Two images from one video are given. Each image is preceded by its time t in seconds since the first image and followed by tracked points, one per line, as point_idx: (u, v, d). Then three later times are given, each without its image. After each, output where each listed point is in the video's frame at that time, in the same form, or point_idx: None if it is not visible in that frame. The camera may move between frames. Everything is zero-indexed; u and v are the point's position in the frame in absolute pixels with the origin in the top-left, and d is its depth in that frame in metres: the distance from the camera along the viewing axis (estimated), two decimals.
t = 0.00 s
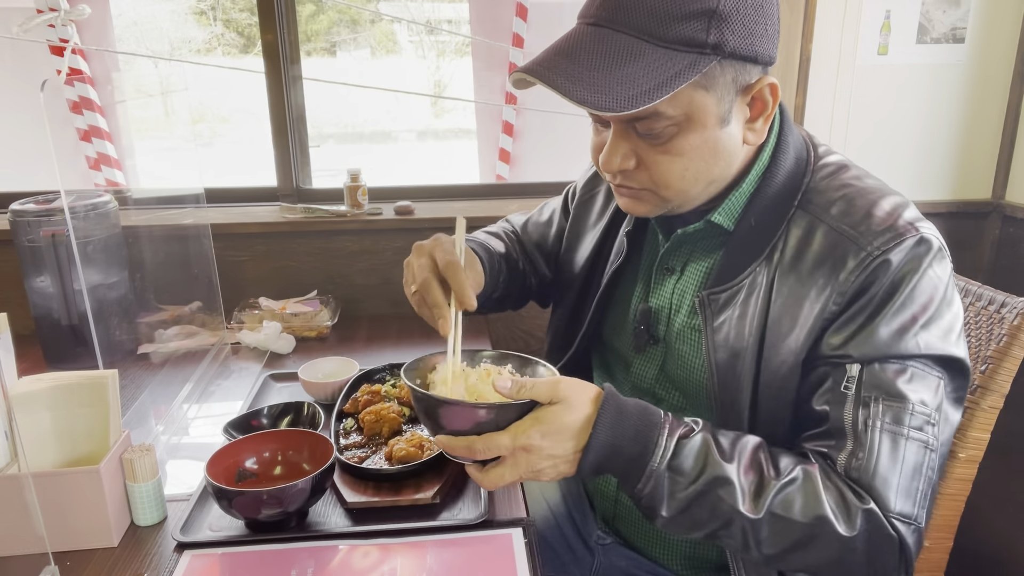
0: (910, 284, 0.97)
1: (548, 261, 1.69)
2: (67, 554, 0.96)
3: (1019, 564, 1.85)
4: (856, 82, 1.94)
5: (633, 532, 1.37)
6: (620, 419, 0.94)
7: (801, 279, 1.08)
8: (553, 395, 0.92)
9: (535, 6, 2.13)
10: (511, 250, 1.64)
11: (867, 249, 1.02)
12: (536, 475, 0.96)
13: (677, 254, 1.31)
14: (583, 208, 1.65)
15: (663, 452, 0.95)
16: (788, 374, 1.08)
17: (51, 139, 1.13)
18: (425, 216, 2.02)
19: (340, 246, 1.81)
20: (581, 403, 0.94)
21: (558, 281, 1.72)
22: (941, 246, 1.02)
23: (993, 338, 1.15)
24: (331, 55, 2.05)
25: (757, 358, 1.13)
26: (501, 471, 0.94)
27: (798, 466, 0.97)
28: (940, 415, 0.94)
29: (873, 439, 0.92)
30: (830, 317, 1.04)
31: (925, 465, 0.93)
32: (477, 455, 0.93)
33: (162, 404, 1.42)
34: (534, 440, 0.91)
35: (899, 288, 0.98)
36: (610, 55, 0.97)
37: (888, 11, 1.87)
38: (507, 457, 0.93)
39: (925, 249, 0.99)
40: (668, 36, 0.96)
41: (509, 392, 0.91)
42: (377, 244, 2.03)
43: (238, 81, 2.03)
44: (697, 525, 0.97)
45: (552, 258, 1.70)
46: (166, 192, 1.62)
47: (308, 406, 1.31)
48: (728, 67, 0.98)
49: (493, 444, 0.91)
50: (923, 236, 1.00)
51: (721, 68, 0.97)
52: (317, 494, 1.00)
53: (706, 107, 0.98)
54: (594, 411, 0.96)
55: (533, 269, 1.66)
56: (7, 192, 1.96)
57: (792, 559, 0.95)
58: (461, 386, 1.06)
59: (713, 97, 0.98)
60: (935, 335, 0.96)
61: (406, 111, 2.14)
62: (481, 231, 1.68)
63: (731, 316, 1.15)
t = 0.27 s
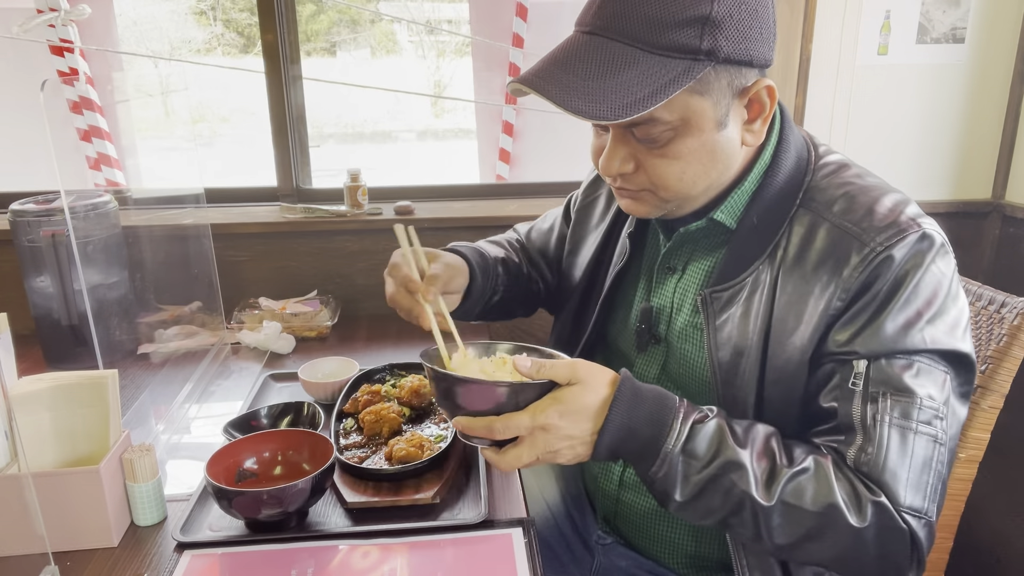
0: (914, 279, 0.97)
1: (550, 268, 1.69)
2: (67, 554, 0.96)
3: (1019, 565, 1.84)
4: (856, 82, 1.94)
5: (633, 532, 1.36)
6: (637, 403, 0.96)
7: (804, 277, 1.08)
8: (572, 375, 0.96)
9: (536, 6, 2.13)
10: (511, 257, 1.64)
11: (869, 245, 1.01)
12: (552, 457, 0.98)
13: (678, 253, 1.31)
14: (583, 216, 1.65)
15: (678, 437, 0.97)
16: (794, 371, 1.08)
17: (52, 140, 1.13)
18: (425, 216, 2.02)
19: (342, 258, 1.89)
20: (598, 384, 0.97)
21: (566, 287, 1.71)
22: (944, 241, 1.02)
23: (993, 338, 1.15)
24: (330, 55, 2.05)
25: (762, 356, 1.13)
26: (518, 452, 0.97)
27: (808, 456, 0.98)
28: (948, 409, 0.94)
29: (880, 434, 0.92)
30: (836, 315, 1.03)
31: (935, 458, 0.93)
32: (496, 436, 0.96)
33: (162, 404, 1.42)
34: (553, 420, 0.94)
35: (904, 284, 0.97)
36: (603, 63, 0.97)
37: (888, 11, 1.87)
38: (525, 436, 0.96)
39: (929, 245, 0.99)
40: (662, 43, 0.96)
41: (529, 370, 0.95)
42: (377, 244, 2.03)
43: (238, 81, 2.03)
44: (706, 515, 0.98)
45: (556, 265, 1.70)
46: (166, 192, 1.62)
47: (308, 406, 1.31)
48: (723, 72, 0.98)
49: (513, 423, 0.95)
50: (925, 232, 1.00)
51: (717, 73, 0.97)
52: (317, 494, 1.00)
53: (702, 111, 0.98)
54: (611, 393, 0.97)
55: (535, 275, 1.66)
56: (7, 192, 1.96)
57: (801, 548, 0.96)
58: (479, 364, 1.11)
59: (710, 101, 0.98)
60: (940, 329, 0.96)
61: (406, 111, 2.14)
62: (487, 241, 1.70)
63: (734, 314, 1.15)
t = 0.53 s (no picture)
0: (892, 277, 0.97)
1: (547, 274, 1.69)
2: (67, 554, 0.96)
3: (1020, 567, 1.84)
4: (856, 82, 1.94)
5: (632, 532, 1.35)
6: (661, 370, 0.99)
7: (786, 282, 1.08)
8: (600, 330, 1.01)
9: (535, 6, 2.13)
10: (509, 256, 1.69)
11: (843, 247, 1.02)
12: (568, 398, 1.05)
13: (656, 266, 1.32)
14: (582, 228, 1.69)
15: (695, 410, 0.99)
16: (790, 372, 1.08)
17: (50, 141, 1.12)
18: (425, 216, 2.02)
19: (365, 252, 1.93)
20: (625, 344, 1.01)
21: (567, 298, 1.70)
22: (918, 235, 1.03)
23: (993, 338, 1.14)
24: (330, 55, 2.05)
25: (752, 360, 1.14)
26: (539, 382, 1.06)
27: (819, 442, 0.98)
28: (944, 400, 0.94)
29: (880, 433, 0.92)
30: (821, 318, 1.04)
31: (941, 450, 0.93)
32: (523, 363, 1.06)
33: (162, 404, 1.42)
34: (571, 366, 1.00)
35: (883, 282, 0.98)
36: (555, 64, 1.00)
37: (887, 11, 1.87)
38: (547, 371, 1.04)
39: (903, 241, 1.00)
40: (615, 50, 0.98)
41: (561, 315, 1.01)
42: (377, 244, 2.03)
43: (238, 81, 2.03)
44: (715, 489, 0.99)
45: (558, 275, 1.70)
46: (166, 192, 1.62)
47: (308, 406, 1.31)
48: (670, 94, 1.00)
49: (535, 357, 1.04)
50: (896, 228, 1.01)
51: (664, 90, 0.99)
52: (317, 494, 1.00)
53: (644, 129, 1.01)
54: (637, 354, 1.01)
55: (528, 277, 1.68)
56: (7, 192, 1.97)
57: (812, 537, 0.95)
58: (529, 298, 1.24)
59: (652, 120, 1.00)
60: (926, 323, 0.96)
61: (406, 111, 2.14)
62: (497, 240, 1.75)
63: (718, 324, 1.16)
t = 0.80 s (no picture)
0: (891, 272, 0.98)
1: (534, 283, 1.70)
2: (67, 554, 0.96)
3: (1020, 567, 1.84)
4: (856, 82, 1.94)
5: (633, 534, 1.34)
6: (649, 385, 0.97)
7: (784, 278, 1.09)
8: (588, 349, 0.97)
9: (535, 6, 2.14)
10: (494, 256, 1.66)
11: (844, 243, 1.03)
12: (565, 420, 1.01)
13: (653, 264, 1.31)
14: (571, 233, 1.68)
15: (691, 418, 0.98)
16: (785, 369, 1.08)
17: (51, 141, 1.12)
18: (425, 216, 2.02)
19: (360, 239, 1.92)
20: (614, 360, 0.98)
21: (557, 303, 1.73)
22: (918, 231, 1.03)
23: (994, 338, 1.14)
24: (330, 55, 2.05)
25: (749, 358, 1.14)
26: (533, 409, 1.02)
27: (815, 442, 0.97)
28: (944, 392, 0.94)
29: (880, 425, 0.91)
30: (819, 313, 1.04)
31: (940, 443, 0.93)
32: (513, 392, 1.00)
33: (162, 404, 1.42)
34: (565, 388, 0.97)
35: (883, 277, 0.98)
36: (544, 70, 0.99)
37: (888, 11, 1.88)
38: (539, 397, 1.00)
39: (902, 237, 1.00)
40: (601, 53, 0.96)
41: (549, 339, 0.96)
42: (377, 244, 2.03)
43: (238, 81, 2.03)
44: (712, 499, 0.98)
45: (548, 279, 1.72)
46: (166, 192, 1.62)
47: (308, 406, 1.31)
48: (662, 87, 0.97)
49: (526, 383, 0.99)
50: (895, 223, 1.01)
51: (656, 87, 0.97)
52: (317, 494, 1.00)
53: (642, 126, 0.98)
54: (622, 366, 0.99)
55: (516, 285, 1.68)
56: (7, 192, 1.97)
57: (815, 537, 0.95)
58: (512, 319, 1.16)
59: (648, 116, 0.98)
60: (926, 316, 0.96)
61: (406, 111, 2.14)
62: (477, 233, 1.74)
63: (716, 321, 1.16)
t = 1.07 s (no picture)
0: (854, 241, 1.00)
1: (517, 310, 1.76)
2: (67, 555, 0.96)
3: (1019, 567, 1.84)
4: (856, 82, 1.94)
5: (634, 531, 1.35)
6: (565, 470, 0.85)
7: (759, 257, 1.11)
8: (488, 483, 0.81)
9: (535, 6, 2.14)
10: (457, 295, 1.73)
11: (812, 218, 1.06)
12: None
13: (645, 258, 1.34)
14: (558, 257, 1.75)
15: (629, 486, 0.86)
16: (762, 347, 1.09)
17: (52, 139, 1.13)
18: (425, 216, 2.02)
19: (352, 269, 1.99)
20: (521, 475, 0.83)
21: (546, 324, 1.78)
22: (885, 208, 1.06)
23: (993, 338, 1.14)
24: (330, 55, 2.05)
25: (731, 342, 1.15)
26: None
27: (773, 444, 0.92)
28: (913, 357, 0.93)
29: (845, 382, 0.90)
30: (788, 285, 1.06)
31: (908, 405, 0.90)
32: None
33: (162, 404, 1.42)
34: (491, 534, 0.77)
35: (848, 244, 1.00)
36: (543, 40, 1.02)
37: (887, 11, 1.88)
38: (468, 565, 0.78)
39: (867, 210, 1.03)
40: (598, 24, 1.01)
41: (442, 510, 0.78)
42: (376, 244, 2.03)
43: (238, 80, 2.03)
44: (691, 559, 0.86)
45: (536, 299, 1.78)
46: (166, 192, 1.63)
47: (308, 406, 1.31)
48: (656, 53, 1.02)
49: (447, 559, 0.77)
50: (861, 198, 1.05)
51: (650, 52, 1.01)
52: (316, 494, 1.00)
53: (641, 91, 1.01)
54: (538, 486, 0.84)
55: (492, 315, 1.73)
56: (7, 192, 1.97)
57: (798, 551, 0.86)
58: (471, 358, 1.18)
59: (646, 82, 1.01)
60: (891, 282, 0.98)
61: (406, 112, 2.14)
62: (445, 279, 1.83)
63: (701, 308, 1.18)
